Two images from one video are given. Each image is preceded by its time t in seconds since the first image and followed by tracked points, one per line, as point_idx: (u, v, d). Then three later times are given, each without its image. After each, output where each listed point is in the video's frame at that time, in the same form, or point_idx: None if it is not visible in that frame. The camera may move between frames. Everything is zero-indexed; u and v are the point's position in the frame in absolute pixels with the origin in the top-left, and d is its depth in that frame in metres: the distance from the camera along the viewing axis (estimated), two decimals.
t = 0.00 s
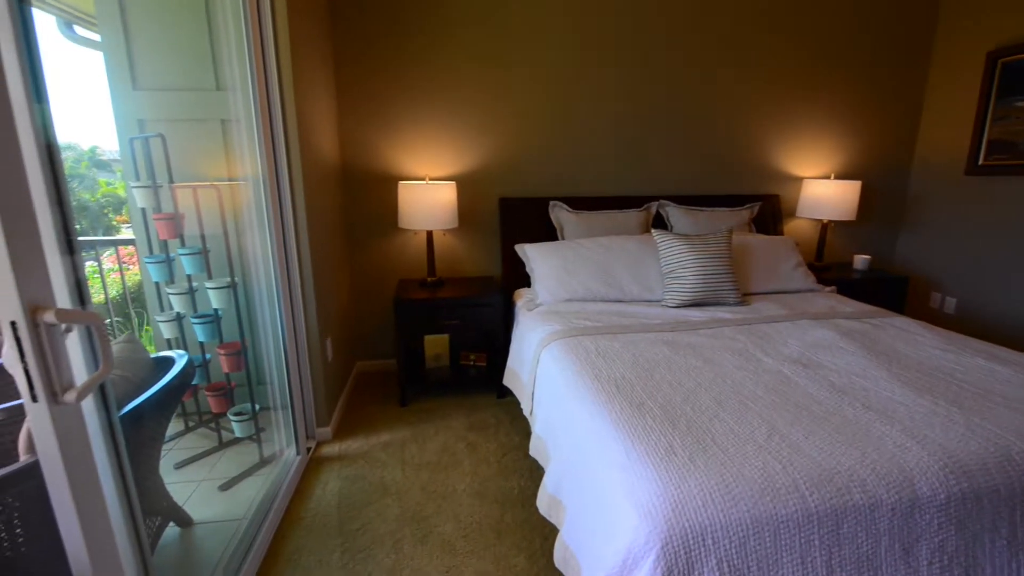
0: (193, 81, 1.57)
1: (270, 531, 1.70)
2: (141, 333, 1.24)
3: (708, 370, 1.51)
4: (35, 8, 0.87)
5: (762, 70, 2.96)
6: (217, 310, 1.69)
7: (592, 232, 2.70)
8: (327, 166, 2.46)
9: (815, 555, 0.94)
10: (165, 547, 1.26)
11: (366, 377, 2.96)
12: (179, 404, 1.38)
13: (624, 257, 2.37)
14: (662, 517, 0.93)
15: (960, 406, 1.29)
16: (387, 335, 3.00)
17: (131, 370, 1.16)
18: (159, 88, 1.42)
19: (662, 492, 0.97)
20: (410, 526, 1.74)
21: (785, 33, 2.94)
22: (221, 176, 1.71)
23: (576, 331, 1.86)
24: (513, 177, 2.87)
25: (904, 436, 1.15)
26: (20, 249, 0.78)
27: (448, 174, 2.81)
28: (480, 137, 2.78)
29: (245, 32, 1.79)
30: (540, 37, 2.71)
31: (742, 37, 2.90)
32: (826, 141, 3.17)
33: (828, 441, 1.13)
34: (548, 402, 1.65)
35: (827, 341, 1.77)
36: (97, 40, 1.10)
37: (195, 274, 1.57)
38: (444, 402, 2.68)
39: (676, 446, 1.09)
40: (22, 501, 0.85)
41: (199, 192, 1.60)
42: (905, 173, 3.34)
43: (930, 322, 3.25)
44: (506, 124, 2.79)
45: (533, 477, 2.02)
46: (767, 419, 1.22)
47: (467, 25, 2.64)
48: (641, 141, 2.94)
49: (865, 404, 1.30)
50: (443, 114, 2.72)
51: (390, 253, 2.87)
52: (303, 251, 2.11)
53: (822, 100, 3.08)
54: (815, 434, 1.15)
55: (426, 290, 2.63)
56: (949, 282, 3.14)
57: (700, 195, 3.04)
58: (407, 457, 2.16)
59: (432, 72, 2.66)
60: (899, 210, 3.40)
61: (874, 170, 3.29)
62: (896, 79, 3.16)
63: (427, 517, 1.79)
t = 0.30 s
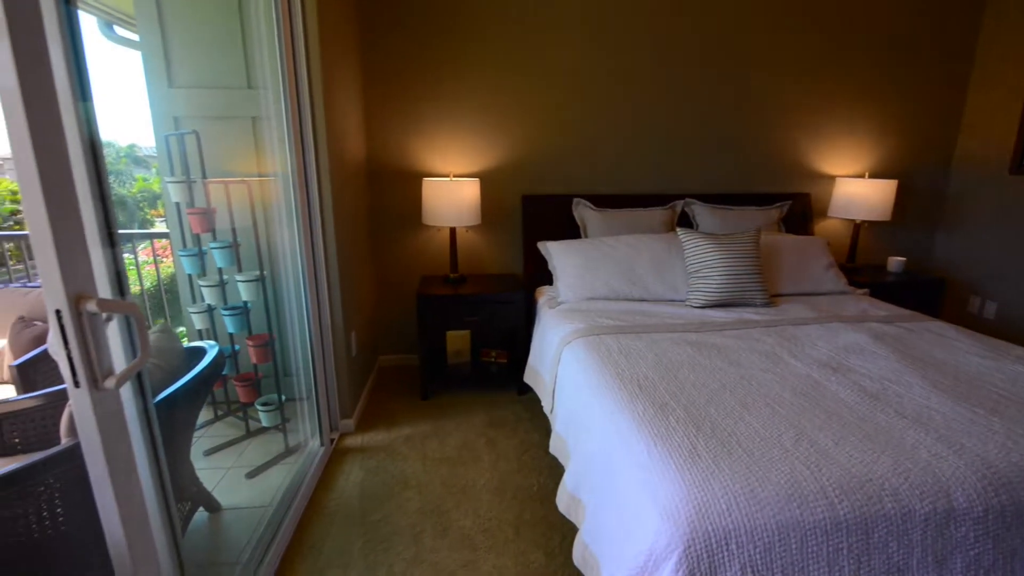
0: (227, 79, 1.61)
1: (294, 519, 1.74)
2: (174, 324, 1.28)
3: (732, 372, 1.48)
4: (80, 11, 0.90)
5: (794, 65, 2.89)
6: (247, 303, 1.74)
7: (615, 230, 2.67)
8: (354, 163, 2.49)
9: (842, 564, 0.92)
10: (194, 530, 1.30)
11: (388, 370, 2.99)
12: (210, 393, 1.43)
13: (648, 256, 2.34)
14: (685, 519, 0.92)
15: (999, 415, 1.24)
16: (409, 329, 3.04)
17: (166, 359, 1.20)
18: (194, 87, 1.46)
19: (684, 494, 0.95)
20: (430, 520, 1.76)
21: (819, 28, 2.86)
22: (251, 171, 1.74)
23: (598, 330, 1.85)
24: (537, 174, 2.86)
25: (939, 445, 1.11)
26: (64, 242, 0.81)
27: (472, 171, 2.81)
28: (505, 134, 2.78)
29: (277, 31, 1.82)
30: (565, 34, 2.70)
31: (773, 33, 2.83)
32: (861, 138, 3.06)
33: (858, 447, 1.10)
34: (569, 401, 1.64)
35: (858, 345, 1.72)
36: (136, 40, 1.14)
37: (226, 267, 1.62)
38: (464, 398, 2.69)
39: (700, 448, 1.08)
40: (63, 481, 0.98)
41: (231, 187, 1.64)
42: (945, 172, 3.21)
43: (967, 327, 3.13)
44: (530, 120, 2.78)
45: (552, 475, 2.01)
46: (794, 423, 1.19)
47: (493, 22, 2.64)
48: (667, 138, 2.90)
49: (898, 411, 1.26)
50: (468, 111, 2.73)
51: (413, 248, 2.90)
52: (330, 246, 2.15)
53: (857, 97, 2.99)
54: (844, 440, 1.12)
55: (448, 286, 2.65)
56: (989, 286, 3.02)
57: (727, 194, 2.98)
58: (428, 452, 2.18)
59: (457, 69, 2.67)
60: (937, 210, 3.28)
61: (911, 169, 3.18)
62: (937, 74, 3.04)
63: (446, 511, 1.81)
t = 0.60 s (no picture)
0: (258, 78, 1.65)
1: (318, 509, 1.78)
2: (205, 316, 1.32)
3: (759, 375, 1.45)
4: (121, 13, 0.94)
5: (828, 60, 2.80)
6: (275, 297, 1.78)
7: (640, 228, 2.64)
8: (380, 160, 2.52)
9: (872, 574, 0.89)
10: (224, 517, 1.34)
11: (411, 366, 3.03)
12: (240, 384, 1.47)
13: (673, 255, 2.31)
14: (708, 522, 0.90)
15: None
16: (432, 326, 3.06)
17: (198, 351, 1.24)
18: (226, 85, 1.50)
19: (707, 497, 0.94)
20: (450, 514, 1.78)
21: (856, 21, 2.77)
22: (280, 168, 1.78)
23: (620, 329, 1.84)
24: (561, 172, 2.85)
25: (979, 455, 1.06)
26: (106, 236, 0.84)
27: (496, 168, 2.82)
28: (529, 131, 2.77)
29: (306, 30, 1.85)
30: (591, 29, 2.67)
31: (806, 27, 2.76)
32: (898, 136, 2.96)
33: (892, 455, 1.06)
34: (591, 400, 1.63)
35: (892, 349, 1.66)
36: (172, 40, 1.17)
37: (256, 261, 1.66)
38: (485, 394, 2.71)
39: (726, 451, 1.06)
40: (101, 465, 1.07)
41: (261, 184, 1.68)
42: (988, 170, 3.07)
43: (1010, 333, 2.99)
44: (555, 118, 2.77)
45: (573, 474, 2.01)
46: (823, 429, 1.16)
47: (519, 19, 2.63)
48: (694, 136, 2.85)
49: (936, 419, 1.21)
50: (492, 108, 2.73)
51: (436, 245, 2.92)
52: (355, 242, 2.18)
53: (894, 93, 2.89)
54: (876, 447, 1.09)
55: (470, 283, 2.66)
56: None
57: (756, 192, 2.91)
58: (449, 447, 2.20)
59: (482, 66, 2.68)
60: (979, 210, 3.14)
61: (951, 168, 3.05)
62: (982, 68, 2.91)
63: (466, 506, 1.82)
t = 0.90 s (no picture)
0: (289, 79, 1.69)
1: (342, 500, 1.82)
2: (237, 310, 1.36)
3: (787, 379, 1.42)
4: (162, 17, 0.97)
5: (863, 55, 2.72)
6: (303, 293, 1.82)
7: (665, 228, 2.60)
8: (405, 158, 2.55)
9: None
10: (253, 505, 1.38)
11: (434, 363, 3.06)
12: (269, 377, 1.51)
13: (699, 255, 2.27)
14: (734, 527, 0.89)
15: None
16: (455, 323, 3.08)
17: (230, 344, 1.28)
18: (259, 86, 1.54)
19: (733, 502, 0.92)
20: (471, 511, 1.79)
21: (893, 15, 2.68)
22: (309, 167, 1.81)
23: (644, 330, 1.82)
24: (585, 171, 2.83)
25: None
26: (146, 232, 0.87)
27: (520, 167, 2.82)
28: (553, 130, 2.77)
29: (336, 31, 1.88)
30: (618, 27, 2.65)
31: (841, 22, 2.68)
32: (938, 133, 2.85)
33: (928, 464, 1.02)
34: (613, 401, 1.62)
35: (930, 355, 1.60)
36: (207, 43, 1.21)
37: (285, 258, 1.70)
38: (507, 392, 2.71)
39: (753, 456, 1.04)
40: (138, 451, 1.11)
41: (291, 182, 1.72)
42: None
43: None
44: (580, 116, 2.75)
45: (594, 474, 2.00)
46: (855, 436, 1.13)
47: (545, 17, 2.63)
48: (722, 134, 2.80)
49: (976, 429, 1.17)
50: (516, 107, 2.73)
51: (460, 244, 2.94)
52: (381, 239, 2.21)
53: (934, 89, 2.78)
54: (912, 456, 1.05)
55: (493, 282, 2.66)
56: None
57: (786, 192, 2.84)
58: (470, 444, 2.22)
59: (508, 65, 2.68)
60: None
61: (995, 166, 2.92)
62: None
63: (487, 503, 1.83)
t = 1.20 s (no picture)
0: (319, 80, 1.72)
1: (366, 495, 1.85)
2: (266, 306, 1.39)
3: (817, 384, 1.38)
4: (200, 21, 1.00)
5: (902, 51, 2.63)
6: (329, 290, 1.85)
7: (692, 228, 2.56)
8: (431, 157, 2.57)
9: None
10: (280, 497, 1.41)
11: (456, 361, 3.08)
12: (296, 372, 1.54)
13: (726, 256, 2.23)
14: (762, 534, 0.87)
15: None
16: (477, 322, 3.10)
17: (260, 339, 1.31)
18: (289, 87, 1.58)
19: (761, 509, 0.91)
20: (492, 509, 1.80)
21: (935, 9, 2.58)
22: (337, 166, 1.85)
23: (668, 331, 1.79)
24: (610, 170, 2.81)
25: None
26: (183, 229, 0.90)
27: (544, 166, 2.81)
28: (578, 129, 2.75)
29: (364, 32, 1.91)
30: (645, 24, 2.62)
31: (878, 18, 2.60)
32: (981, 131, 2.73)
33: (968, 476, 0.98)
34: (636, 403, 1.61)
35: (971, 362, 1.54)
36: (240, 46, 1.24)
37: (313, 255, 1.73)
38: (529, 391, 2.71)
39: (782, 463, 1.02)
40: (173, 441, 1.18)
41: (319, 181, 1.75)
42: None
43: None
44: (605, 115, 2.73)
45: (616, 476, 1.98)
46: (889, 445, 1.09)
47: (571, 15, 2.62)
48: (751, 133, 2.74)
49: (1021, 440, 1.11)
50: (541, 106, 2.73)
51: (483, 242, 2.95)
52: (405, 238, 2.24)
53: (977, 85, 2.67)
54: (950, 467, 1.01)
55: (516, 281, 2.67)
56: None
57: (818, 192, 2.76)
58: (492, 442, 2.23)
59: (533, 64, 2.68)
60: None
61: None
62: None
63: (508, 502, 1.84)
